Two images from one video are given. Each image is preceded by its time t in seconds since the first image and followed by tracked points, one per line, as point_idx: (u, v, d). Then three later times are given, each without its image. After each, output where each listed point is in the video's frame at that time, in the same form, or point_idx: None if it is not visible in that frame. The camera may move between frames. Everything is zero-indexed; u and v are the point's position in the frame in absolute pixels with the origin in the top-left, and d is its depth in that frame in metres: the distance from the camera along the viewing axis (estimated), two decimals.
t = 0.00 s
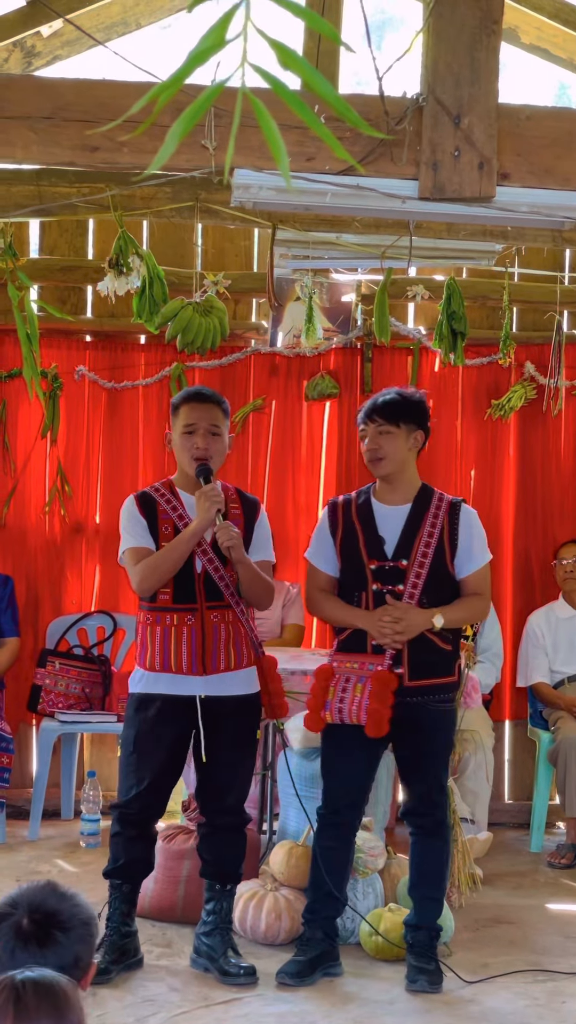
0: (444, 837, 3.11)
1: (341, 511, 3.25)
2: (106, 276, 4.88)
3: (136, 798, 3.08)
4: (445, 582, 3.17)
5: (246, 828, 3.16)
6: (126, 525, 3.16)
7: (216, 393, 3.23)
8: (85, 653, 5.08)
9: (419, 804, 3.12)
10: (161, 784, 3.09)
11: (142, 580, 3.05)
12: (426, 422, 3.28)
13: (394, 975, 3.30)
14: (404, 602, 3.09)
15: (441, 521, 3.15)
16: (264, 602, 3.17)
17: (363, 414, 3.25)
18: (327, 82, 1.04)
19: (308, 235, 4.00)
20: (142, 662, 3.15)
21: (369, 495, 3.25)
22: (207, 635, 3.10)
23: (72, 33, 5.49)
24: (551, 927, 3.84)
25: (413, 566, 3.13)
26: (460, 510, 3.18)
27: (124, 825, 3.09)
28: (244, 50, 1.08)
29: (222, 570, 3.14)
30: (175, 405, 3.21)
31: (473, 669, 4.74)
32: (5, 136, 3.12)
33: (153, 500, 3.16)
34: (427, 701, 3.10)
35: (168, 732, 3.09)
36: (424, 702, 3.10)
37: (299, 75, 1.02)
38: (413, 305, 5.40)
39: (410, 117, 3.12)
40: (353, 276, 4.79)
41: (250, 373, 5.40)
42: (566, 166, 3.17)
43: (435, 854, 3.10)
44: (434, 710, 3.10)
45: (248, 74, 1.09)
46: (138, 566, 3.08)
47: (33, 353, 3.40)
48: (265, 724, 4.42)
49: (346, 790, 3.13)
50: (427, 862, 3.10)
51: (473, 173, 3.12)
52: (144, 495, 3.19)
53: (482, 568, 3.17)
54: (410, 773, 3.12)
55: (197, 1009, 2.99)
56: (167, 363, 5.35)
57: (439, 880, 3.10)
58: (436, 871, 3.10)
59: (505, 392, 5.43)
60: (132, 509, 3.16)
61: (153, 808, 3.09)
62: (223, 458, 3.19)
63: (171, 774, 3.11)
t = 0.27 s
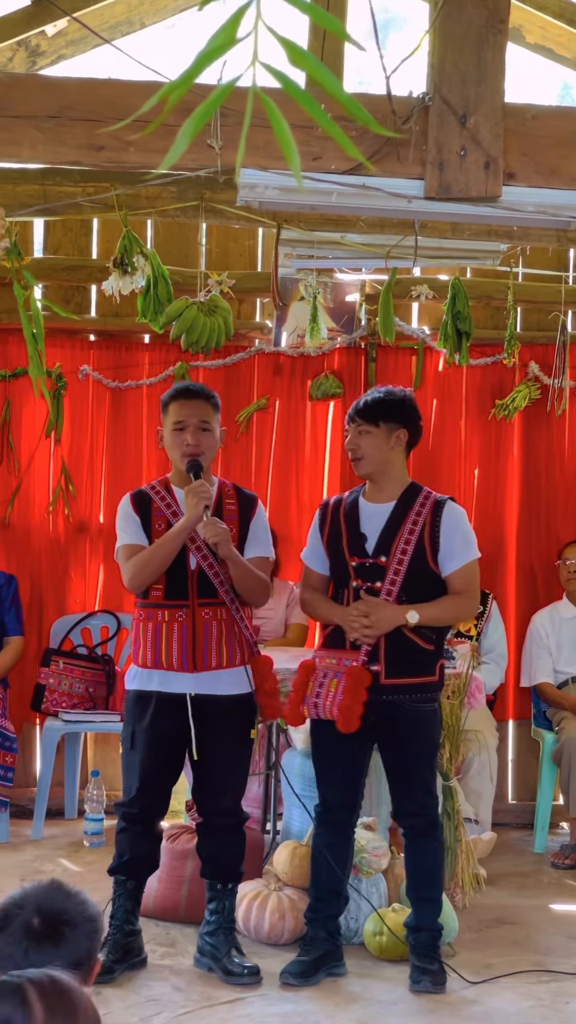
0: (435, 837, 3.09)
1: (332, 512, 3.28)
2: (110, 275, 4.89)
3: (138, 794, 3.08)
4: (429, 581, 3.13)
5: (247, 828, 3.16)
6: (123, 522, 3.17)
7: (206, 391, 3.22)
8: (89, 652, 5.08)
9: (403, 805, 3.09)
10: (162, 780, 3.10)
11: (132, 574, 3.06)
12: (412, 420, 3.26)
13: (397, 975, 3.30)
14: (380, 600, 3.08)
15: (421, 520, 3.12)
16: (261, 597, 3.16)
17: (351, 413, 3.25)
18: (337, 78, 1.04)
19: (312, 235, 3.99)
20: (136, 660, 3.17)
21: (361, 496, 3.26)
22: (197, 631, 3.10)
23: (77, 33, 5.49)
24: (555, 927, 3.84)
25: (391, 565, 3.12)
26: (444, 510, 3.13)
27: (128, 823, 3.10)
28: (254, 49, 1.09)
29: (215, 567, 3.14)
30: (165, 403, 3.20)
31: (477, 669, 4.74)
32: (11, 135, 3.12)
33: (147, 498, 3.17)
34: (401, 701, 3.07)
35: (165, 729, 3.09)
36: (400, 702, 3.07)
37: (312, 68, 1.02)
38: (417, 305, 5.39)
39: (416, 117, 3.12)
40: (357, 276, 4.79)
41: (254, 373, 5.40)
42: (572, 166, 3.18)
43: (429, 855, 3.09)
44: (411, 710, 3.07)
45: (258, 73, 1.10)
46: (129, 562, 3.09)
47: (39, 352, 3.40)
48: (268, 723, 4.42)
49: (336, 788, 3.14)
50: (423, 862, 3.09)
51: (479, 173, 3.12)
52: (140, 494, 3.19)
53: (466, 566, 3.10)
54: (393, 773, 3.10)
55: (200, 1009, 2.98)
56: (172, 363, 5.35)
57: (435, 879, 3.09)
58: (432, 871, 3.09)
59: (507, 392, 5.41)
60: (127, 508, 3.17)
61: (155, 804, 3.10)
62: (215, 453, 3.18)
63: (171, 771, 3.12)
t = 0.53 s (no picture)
0: (424, 836, 3.07)
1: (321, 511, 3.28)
2: (120, 275, 4.89)
3: (136, 793, 3.10)
4: (412, 582, 3.12)
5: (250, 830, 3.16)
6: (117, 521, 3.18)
7: (202, 391, 3.21)
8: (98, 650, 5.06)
9: (389, 807, 3.08)
10: (158, 777, 3.11)
11: (123, 575, 3.06)
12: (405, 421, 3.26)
13: (405, 975, 3.29)
14: (358, 599, 3.08)
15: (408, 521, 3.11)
16: (252, 596, 3.15)
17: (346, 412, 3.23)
18: (351, 73, 1.03)
19: (322, 234, 3.99)
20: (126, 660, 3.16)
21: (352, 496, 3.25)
22: (187, 632, 3.09)
23: (86, 32, 5.49)
24: (563, 927, 3.84)
25: (373, 565, 3.12)
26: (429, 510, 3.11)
27: (128, 821, 3.11)
28: (273, 47, 1.09)
29: (208, 568, 3.12)
30: (161, 403, 3.20)
31: (486, 669, 4.73)
32: (22, 133, 3.12)
33: (142, 498, 3.18)
34: (383, 701, 3.05)
35: (159, 728, 3.09)
36: (380, 702, 3.05)
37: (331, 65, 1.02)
38: (425, 304, 5.39)
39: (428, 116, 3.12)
40: (366, 276, 4.79)
41: (263, 372, 5.39)
42: None
43: (421, 856, 3.07)
44: (393, 710, 3.05)
45: (276, 71, 1.10)
46: (122, 562, 3.09)
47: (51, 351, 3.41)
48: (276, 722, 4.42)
49: (328, 788, 3.13)
50: (414, 863, 3.07)
51: (491, 172, 3.11)
52: (134, 494, 3.19)
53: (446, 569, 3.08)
54: (377, 773, 3.09)
55: (208, 1009, 2.98)
56: (180, 362, 5.35)
57: (431, 878, 3.09)
58: (426, 872, 3.08)
59: (516, 392, 5.42)
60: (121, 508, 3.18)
61: (154, 802, 3.11)
62: (209, 456, 3.17)
63: (168, 768, 3.13)
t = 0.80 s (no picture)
0: (434, 835, 3.08)
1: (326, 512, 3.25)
2: (131, 274, 4.90)
3: (143, 792, 3.09)
4: (423, 582, 3.13)
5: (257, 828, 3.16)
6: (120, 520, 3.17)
7: (210, 390, 3.22)
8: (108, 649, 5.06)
9: (400, 807, 3.08)
10: (162, 776, 3.10)
11: (129, 573, 3.05)
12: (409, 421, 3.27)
13: (415, 975, 3.29)
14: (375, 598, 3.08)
15: (418, 520, 3.12)
16: (256, 596, 3.15)
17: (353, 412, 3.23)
18: (363, 69, 1.04)
19: (333, 234, 4.00)
20: (130, 657, 3.15)
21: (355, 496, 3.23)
22: (193, 630, 3.09)
23: (97, 32, 5.50)
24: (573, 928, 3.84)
25: (387, 565, 3.11)
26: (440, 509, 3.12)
27: (135, 820, 3.10)
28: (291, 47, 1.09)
29: (211, 566, 3.13)
30: (169, 399, 3.19)
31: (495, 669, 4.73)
32: (35, 132, 3.13)
33: (144, 497, 3.17)
34: (395, 700, 3.06)
35: (165, 727, 3.09)
36: (393, 701, 3.06)
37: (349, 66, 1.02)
38: (436, 304, 5.39)
39: (441, 116, 3.12)
40: (377, 276, 4.79)
41: (273, 372, 5.40)
42: None
43: (430, 854, 3.07)
44: (405, 709, 3.06)
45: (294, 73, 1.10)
46: (127, 560, 3.08)
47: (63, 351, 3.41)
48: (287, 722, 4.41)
49: (338, 787, 3.13)
50: (426, 861, 3.08)
51: (503, 172, 3.11)
52: (136, 492, 3.18)
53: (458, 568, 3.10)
54: (388, 772, 3.09)
55: (218, 1009, 2.98)
56: (190, 361, 5.35)
57: (440, 877, 3.08)
58: (436, 870, 3.08)
59: (526, 391, 5.41)
60: (123, 506, 3.16)
61: (160, 801, 3.11)
62: (216, 454, 3.18)
63: (172, 767, 3.13)
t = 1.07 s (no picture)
0: (459, 834, 3.09)
1: (351, 509, 3.21)
2: (144, 275, 4.90)
3: (155, 793, 3.08)
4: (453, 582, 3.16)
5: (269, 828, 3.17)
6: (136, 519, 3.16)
7: (230, 391, 3.22)
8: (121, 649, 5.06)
9: (426, 806, 3.09)
10: (176, 777, 3.09)
11: (150, 573, 3.04)
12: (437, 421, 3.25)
13: (428, 975, 3.29)
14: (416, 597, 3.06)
15: (452, 521, 3.14)
16: (271, 597, 3.16)
17: (380, 413, 3.20)
18: (377, 62, 1.03)
19: (347, 234, 4.00)
20: (146, 658, 3.13)
21: (380, 494, 3.20)
22: (211, 631, 3.09)
23: (111, 32, 5.50)
24: None
25: (423, 565, 3.11)
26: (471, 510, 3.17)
27: (146, 821, 3.10)
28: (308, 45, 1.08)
29: (228, 567, 3.13)
30: (191, 399, 3.20)
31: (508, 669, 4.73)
32: (50, 132, 3.13)
33: (162, 496, 3.15)
34: (430, 700, 3.07)
35: (179, 728, 3.08)
36: (428, 701, 3.08)
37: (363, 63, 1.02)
38: (449, 305, 5.38)
39: (456, 116, 3.12)
40: (390, 276, 4.78)
41: (287, 372, 5.39)
42: None
43: (453, 854, 3.09)
44: (437, 708, 3.08)
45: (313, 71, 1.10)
46: (148, 560, 3.07)
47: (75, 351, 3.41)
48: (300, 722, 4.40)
49: (362, 787, 3.12)
50: (449, 860, 3.09)
51: (518, 172, 3.11)
52: (153, 491, 3.17)
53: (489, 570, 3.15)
54: (416, 773, 3.10)
55: (231, 1009, 2.97)
56: (204, 362, 5.34)
57: (462, 877, 3.10)
58: (456, 869, 3.09)
59: (539, 392, 5.40)
60: (140, 505, 3.15)
61: (173, 801, 3.10)
62: (237, 454, 3.19)
63: (186, 768, 3.11)
